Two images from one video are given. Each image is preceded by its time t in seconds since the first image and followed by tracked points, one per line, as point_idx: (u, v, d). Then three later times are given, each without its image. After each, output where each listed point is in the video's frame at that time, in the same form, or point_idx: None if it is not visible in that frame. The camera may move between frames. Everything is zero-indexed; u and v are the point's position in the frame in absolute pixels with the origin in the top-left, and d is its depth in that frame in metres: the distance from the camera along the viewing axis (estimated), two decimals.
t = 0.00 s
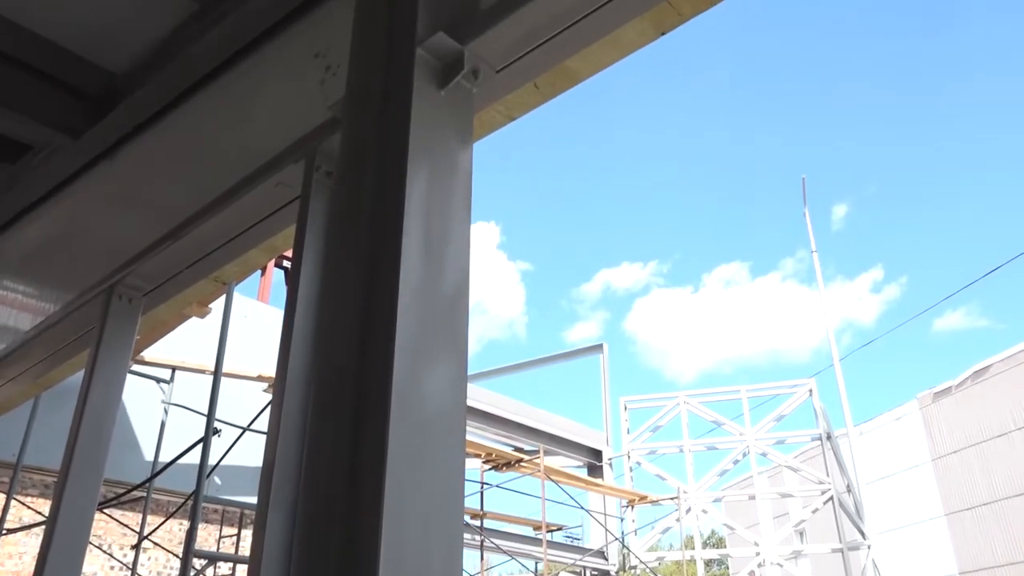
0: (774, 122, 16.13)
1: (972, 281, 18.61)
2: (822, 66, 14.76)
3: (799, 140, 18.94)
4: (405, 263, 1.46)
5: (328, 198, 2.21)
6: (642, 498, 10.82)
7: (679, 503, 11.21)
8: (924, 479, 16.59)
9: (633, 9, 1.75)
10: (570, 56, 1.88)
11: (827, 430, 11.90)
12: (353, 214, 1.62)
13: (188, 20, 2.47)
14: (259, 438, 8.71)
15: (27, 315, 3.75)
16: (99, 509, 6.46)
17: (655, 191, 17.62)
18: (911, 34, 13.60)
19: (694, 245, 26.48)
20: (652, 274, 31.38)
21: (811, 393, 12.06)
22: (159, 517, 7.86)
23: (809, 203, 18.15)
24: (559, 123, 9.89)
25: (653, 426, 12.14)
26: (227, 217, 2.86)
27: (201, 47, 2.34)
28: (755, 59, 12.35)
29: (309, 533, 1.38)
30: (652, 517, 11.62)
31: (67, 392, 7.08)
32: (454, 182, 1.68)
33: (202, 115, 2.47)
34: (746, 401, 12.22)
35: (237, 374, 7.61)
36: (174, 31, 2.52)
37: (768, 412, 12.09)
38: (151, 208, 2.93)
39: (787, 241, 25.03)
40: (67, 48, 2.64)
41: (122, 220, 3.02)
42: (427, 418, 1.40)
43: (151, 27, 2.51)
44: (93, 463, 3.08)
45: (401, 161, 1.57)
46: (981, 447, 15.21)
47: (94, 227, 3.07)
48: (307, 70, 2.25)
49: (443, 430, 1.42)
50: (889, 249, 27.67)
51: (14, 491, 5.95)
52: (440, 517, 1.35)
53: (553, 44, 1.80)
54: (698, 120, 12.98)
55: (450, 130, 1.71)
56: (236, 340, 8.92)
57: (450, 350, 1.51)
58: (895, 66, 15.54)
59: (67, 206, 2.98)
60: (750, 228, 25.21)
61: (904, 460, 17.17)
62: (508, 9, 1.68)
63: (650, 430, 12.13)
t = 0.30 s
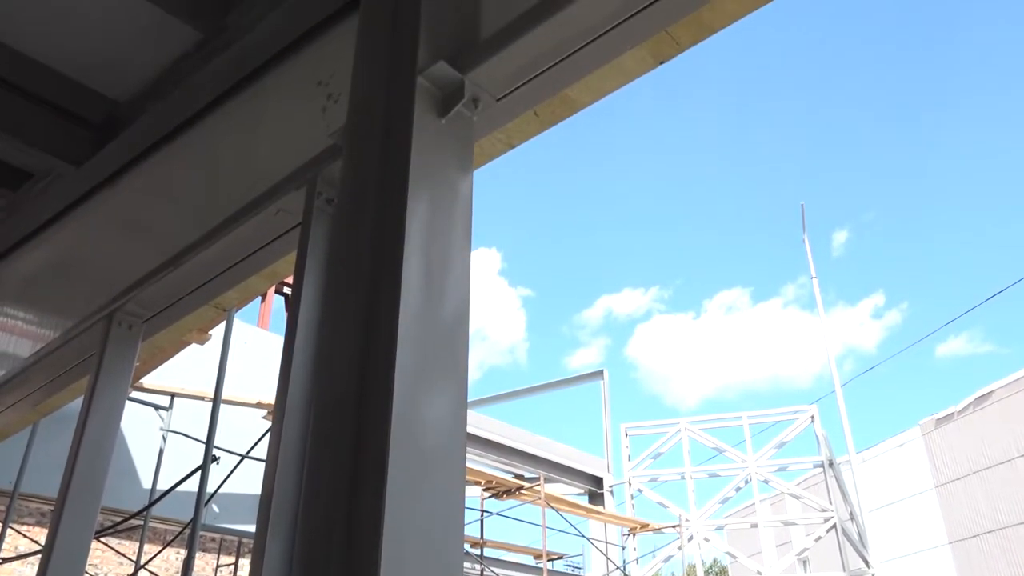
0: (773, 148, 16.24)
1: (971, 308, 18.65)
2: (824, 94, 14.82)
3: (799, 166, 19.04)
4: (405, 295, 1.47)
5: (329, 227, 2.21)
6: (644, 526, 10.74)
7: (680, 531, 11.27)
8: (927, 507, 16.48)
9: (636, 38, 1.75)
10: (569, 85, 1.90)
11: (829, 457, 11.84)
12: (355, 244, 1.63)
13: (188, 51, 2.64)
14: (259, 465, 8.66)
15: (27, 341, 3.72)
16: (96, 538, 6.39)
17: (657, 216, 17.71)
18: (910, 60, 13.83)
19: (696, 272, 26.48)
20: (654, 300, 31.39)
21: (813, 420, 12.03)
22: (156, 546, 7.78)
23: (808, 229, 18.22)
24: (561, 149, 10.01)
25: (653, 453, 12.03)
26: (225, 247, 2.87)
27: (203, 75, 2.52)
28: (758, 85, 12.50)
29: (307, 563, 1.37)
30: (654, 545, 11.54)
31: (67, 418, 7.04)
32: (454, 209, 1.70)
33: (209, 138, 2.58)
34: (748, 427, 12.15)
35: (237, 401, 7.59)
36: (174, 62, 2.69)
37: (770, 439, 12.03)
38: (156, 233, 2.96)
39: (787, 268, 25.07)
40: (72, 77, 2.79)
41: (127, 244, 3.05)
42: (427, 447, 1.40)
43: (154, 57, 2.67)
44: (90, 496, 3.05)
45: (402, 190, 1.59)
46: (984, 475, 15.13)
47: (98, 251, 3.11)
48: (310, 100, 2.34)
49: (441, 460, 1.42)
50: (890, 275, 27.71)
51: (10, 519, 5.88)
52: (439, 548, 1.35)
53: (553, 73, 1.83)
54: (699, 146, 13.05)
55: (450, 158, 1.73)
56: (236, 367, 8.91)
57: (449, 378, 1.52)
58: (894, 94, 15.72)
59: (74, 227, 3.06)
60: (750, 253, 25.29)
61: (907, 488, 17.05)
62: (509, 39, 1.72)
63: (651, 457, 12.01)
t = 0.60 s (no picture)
0: (772, 170, 16.33)
1: (972, 329, 18.67)
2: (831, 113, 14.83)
3: (798, 187, 19.13)
4: (405, 318, 1.48)
5: (330, 249, 2.23)
6: (646, 548, 10.84)
7: (682, 554, 11.13)
8: (930, 530, 16.35)
9: (637, 60, 1.77)
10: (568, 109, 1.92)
11: (832, 479, 11.70)
12: (354, 266, 1.63)
13: (191, 74, 2.68)
14: (257, 488, 8.60)
15: (27, 363, 3.72)
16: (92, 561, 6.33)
17: (658, 237, 17.74)
18: (912, 79, 14.00)
19: (697, 293, 26.45)
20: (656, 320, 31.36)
21: (815, 441, 12.00)
22: (153, 569, 7.70)
23: (808, 250, 18.22)
24: (565, 169, 10.11)
25: (654, 475, 12.01)
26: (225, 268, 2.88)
27: (205, 99, 2.55)
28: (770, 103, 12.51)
29: None
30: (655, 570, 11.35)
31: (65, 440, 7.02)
32: (455, 231, 1.71)
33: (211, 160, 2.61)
34: (750, 449, 12.03)
35: (236, 423, 7.57)
36: (177, 85, 2.73)
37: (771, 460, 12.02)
38: (157, 255, 2.99)
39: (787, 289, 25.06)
40: (75, 101, 2.83)
41: (129, 265, 3.08)
42: (426, 467, 1.40)
43: (158, 80, 2.70)
44: (87, 518, 3.04)
45: (403, 212, 1.60)
46: (989, 496, 15.07)
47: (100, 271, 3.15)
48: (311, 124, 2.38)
49: (442, 480, 1.42)
50: (890, 296, 27.70)
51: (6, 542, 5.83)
52: (439, 572, 1.35)
53: (555, 94, 1.84)
54: (699, 166, 13.11)
55: (450, 181, 1.75)
56: (236, 388, 8.89)
57: (449, 398, 1.53)
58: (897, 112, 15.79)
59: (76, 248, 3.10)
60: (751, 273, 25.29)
61: (910, 510, 16.91)
62: (510, 63, 1.74)
63: (652, 478, 12.00)
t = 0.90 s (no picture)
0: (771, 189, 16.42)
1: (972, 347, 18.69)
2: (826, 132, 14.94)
3: (797, 205, 19.22)
4: (405, 338, 1.49)
5: (329, 269, 2.24)
6: (648, 569, 10.74)
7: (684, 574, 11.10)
8: (933, 550, 16.24)
9: (637, 81, 1.78)
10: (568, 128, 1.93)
11: (834, 498, 11.67)
12: (356, 286, 1.64)
13: (192, 95, 2.71)
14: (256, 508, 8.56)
15: (26, 383, 3.70)
16: None
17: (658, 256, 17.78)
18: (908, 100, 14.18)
19: (697, 312, 26.48)
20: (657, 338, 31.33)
21: (817, 461, 11.94)
22: None
23: (808, 269, 18.24)
24: (566, 187, 10.16)
25: (655, 495, 11.94)
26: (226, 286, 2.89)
27: (207, 120, 2.58)
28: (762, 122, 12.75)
29: None
30: None
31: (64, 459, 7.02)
32: (455, 252, 1.72)
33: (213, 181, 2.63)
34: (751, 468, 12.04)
35: (235, 443, 7.55)
36: (178, 106, 2.76)
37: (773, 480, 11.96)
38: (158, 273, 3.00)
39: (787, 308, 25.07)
40: (77, 120, 2.85)
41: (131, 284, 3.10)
42: (426, 488, 1.40)
43: (160, 100, 2.73)
44: (86, 538, 3.02)
45: (403, 232, 1.61)
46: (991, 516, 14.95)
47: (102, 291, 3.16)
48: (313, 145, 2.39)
49: (441, 501, 1.42)
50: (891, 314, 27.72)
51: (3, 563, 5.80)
52: None
53: (556, 114, 1.85)
54: (699, 184, 13.18)
55: (450, 201, 1.76)
56: (235, 407, 8.87)
57: (449, 417, 1.53)
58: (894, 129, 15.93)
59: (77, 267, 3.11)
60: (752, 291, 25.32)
61: (913, 530, 16.81)
62: (508, 85, 1.77)
63: (653, 499, 11.92)
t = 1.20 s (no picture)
0: (771, 202, 16.47)
1: (972, 360, 18.68)
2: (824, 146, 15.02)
3: (797, 218, 19.28)
4: (405, 351, 1.49)
5: (329, 283, 2.24)
6: None
7: None
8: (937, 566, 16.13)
9: (637, 96, 1.79)
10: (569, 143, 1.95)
11: (835, 513, 11.50)
12: (356, 300, 1.65)
13: (193, 111, 2.75)
14: (255, 523, 8.51)
15: (24, 398, 3.68)
16: None
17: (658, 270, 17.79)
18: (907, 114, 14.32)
19: (698, 326, 26.46)
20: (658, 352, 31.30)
21: (817, 475, 11.83)
22: None
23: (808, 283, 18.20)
24: (569, 199, 10.21)
25: (655, 509, 11.83)
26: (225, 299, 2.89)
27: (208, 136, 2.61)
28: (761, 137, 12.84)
29: None
30: None
31: (63, 473, 7.01)
32: (455, 266, 1.73)
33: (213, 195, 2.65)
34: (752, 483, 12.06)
35: (235, 457, 7.51)
36: (179, 123, 2.79)
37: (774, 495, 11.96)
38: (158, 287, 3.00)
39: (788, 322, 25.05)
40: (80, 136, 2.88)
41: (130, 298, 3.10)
42: (426, 502, 1.40)
43: (162, 115, 2.77)
44: (84, 552, 3.01)
45: (403, 246, 1.62)
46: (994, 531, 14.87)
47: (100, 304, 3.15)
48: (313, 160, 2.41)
49: (441, 514, 1.42)
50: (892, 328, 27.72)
51: None
52: None
53: (555, 129, 1.87)
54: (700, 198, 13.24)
55: (449, 214, 1.77)
56: (235, 422, 8.84)
57: (449, 429, 1.53)
58: (894, 141, 16.04)
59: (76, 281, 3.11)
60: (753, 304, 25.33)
61: (917, 544, 16.68)
62: (509, 100, 1.78)
63: (654, 514, 11.81)
